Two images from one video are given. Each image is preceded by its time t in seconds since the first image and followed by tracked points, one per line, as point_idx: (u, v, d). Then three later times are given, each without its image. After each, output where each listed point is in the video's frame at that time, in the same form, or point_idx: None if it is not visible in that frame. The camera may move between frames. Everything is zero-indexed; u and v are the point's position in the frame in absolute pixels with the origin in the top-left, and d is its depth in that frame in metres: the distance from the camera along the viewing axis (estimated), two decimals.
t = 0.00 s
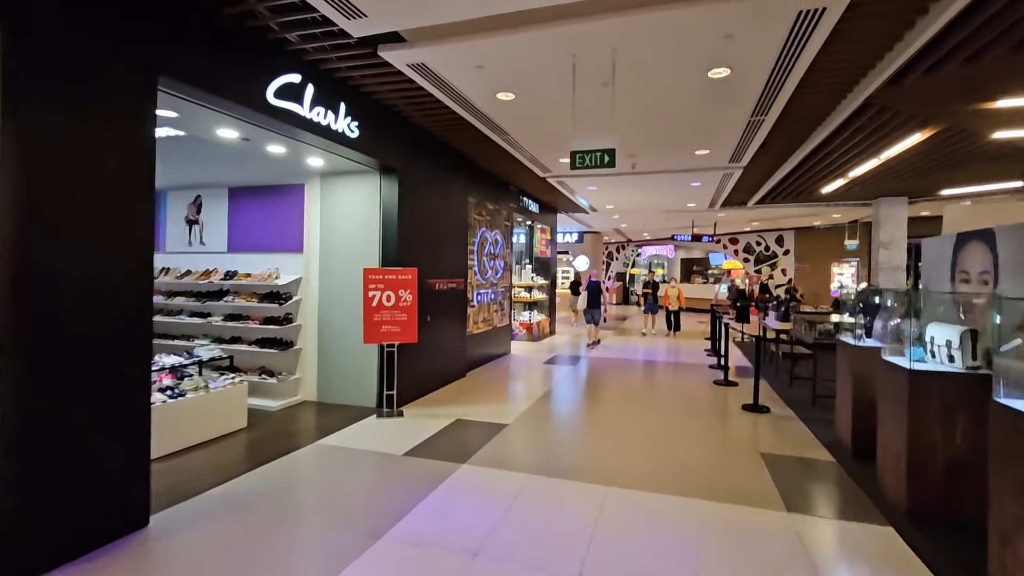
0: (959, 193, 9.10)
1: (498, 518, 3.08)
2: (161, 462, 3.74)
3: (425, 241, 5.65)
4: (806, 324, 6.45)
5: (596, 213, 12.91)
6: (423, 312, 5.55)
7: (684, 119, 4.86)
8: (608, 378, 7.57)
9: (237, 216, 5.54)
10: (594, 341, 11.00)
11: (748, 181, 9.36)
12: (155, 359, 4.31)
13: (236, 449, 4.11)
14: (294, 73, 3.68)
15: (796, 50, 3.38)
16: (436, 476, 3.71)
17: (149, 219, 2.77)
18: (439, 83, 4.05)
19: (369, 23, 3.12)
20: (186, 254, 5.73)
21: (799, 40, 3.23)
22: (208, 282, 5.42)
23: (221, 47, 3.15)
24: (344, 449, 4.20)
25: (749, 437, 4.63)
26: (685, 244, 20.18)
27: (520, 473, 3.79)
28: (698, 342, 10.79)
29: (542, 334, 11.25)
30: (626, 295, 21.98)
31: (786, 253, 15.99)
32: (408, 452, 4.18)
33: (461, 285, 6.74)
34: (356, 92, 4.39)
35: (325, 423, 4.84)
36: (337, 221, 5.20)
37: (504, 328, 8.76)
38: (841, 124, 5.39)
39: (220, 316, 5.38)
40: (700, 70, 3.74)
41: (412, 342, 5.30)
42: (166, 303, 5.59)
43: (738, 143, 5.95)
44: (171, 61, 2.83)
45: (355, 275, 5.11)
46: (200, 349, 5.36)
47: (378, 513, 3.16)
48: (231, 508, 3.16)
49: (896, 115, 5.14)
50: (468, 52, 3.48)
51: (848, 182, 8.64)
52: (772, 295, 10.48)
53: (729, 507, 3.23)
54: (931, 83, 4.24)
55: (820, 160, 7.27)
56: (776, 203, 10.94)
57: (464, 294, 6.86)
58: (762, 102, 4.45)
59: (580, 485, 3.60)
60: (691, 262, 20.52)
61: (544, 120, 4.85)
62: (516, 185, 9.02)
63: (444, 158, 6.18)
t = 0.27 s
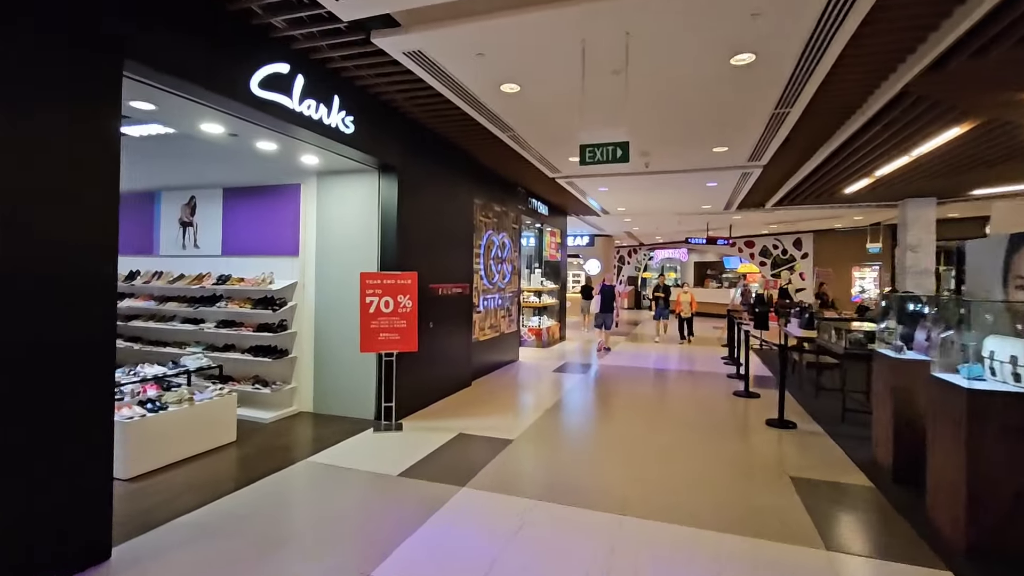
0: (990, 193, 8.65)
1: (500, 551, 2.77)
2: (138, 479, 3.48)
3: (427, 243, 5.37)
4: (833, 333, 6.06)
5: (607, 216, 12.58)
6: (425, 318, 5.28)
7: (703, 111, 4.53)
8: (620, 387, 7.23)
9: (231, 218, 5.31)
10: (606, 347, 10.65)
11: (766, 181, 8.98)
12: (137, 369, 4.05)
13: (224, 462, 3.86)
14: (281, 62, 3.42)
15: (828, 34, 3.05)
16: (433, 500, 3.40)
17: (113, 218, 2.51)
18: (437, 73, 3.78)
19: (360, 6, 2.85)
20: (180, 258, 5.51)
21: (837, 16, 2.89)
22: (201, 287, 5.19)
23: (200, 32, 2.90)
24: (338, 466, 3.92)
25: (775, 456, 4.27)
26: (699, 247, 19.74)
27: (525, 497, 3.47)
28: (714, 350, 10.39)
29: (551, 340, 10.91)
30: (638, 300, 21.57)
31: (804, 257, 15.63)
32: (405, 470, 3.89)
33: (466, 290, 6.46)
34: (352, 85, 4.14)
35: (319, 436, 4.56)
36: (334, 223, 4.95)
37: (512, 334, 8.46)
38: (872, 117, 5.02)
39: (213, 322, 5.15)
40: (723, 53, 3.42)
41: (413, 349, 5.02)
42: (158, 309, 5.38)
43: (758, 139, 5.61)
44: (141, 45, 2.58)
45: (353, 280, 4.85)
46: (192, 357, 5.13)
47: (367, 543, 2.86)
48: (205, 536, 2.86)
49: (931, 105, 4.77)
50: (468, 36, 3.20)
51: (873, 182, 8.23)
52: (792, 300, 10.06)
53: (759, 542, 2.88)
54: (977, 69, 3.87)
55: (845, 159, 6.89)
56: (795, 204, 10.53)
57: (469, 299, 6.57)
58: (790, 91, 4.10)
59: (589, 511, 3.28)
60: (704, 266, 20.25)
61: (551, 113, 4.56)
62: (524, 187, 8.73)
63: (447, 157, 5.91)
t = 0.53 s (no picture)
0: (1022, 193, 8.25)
1: None
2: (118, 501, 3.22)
3: (430, 247, 5.10)
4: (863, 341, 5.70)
5: (618, 219, 12.26)
6: (429, 326, 5.00)
7: (726, 103, 4.22)
8: (634, 397, 6.89)
9: (226, 222, 5.09)
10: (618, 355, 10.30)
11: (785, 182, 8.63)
12: (116, 383, 3.76)
13: (213, 480, 3.61)
14: (271, 52, 3.18)
15: (867, 16, 2.74)
16: (435, 528, 3.10)
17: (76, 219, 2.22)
18: (438, 63, 3.52)
19: None
20: (174, 263, 5.29)
21: None
22: (194, 294, 4.97)
23: (178, 17, 2.65)
24: (333, 487, 3.64)
25: (807, 479, 3.92)
26: (712, 252, 19.33)
27: (535, 525, 3.16)
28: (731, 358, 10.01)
29: (561, 347, 10.58)
30: (650, 305, 21.17)
31: (822, 261, 15.18)
32: (405, 492, 3.59)
33: (472, 296, 6.18)
34: (349, 79, 3.89)
35: (316, 451, 4.29)
36: (332, 226, 4.71)
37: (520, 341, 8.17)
38: (906, 111, 4.69)
39: (207, 330, 4.92)
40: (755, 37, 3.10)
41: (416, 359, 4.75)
42: (152, 316, 5.17)
43: (782, 135, 5.29)
44: (109, 28, 2.33)
45: (352, 286, 4.59)
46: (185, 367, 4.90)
47: None
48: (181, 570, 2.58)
49: (971, 97, 4.43)
50: (472, 20, 2.94)
51: (899, 183, 7.86)
52: (812, 306, 9.66)
53: None
54: None
55: (871, 157, 6.54)
56: (815, 206, 10.15)
57: (476, 306, 6.29)
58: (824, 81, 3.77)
59: (605, 542, 2.97)
60: (717, 270, 19.85)
61: (562, 107, 4.29)
62: (533, 189, 8.46)
63: (452, 156, 5.66)
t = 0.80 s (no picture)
0: None
1: None
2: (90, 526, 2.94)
3: (433, 250, 4.81)
4: (899, 349, 5.31)
5: (631, 222, 11.92)
6: (432, 334, 4.71)
7: (753, 90, 3.89)
8: (650, 408, 6.53)
9: (220, 225, 4.84)
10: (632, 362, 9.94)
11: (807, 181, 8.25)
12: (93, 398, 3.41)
13: (197, 502, 3.33)
14: (256, 36, 2.92)
15: None
16: (436, 560, 2.77)
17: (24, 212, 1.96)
18: (439, 49, 3.24)
19: None
20: (167, 268, 5.06)
21: None
22: (185, 301, 4.71)
23: None
24: (327, 511, 3.33)
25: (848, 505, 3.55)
26: (727, 255, 18.87)
27: (548, 558, 2.82)
28: (750, 366, 9.60)
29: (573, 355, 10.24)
30: (662, 310, 20.73)
31: (842, 264, 14.80)
32: (404, 517, 3.27)
33: (480, 302, 5.89)
34: (345, 69, 3.63)
35: (311, 469, 4.00)
36: (330, 229, 4.44)
37: (530, 349, 7.85)
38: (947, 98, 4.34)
39: (199, 339, 4.66)
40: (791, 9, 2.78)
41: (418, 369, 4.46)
42: (143, 324, 4.93)
43: (809, 128, 4.94)
44: None
45: (349, 291, 4.31)
46: (176, 378, 4.65)
47: None
48: None
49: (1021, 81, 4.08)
50: None
51: (929, 181, 7.46)
52: (836, 311, 9.22)
53: None
54: None
55: (902, 152, 6.17)
56: (837, 206, 9.73)
57: (483, 312, 5.99)
58: (863, 62, 3.44)
59: None
60: (731, 275, 19.40)
61: (574, 96, 3.99)
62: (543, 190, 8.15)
63: (456, 155, 5.38)
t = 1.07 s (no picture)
0: None
1: None
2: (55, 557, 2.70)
3: (433, 253, 4.55)
4: (931, 358, 4.96)
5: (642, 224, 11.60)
6: (432, 342, 4.45)
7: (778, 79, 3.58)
8: (664, 418, 6.21)
9: (210, 228, 4.62)
10: (644, 369, 9.60)
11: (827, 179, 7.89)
12: (62, 415, 3.21)
13: (176, 527, 3.08)
14: (234, 23, 2.65)
15: None
16: None
17: None
18: (434, 35, 2.99)
19: None
20: (157, 274, 4.86)
21: None
22: (173, 308, 4.48)
23: None
24: (315, 536, 3.06)
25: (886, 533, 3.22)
26: (740, 257, 18.46)
27: None
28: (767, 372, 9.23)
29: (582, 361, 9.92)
30: (674, 314, 20.35)
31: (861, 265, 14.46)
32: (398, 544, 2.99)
33: (484, 308, 5.62)
34: (335, 60, 3.38)
35: (302, 488, 3.74)
36: (324, 232, 4.20)
37: (538, 355, 7.57)
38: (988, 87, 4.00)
39: (188, 348, 4.43)
40: None
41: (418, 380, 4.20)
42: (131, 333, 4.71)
43: (834, 120, 4.62)
44: None
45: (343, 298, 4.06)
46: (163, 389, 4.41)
47: None
48: None
49: None
50: None
51: (958, 178, 7.07)
52: (858, 315, 8.83)
53: None
54: None
55: (932, 147, 5.81)
56: (858, 205, 9.34)
57: (488, 318, 5.73)
58: (902, 46, 3.12)
59: None
60: (745, 277, 18.99)
61: (583, 87, 3.72)
62: (550, 190, 7.88)
63: (458, 153, 5.12)
